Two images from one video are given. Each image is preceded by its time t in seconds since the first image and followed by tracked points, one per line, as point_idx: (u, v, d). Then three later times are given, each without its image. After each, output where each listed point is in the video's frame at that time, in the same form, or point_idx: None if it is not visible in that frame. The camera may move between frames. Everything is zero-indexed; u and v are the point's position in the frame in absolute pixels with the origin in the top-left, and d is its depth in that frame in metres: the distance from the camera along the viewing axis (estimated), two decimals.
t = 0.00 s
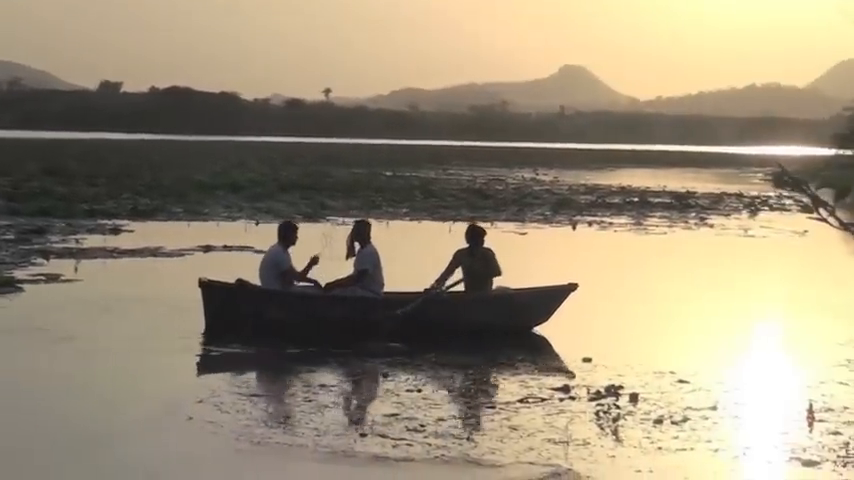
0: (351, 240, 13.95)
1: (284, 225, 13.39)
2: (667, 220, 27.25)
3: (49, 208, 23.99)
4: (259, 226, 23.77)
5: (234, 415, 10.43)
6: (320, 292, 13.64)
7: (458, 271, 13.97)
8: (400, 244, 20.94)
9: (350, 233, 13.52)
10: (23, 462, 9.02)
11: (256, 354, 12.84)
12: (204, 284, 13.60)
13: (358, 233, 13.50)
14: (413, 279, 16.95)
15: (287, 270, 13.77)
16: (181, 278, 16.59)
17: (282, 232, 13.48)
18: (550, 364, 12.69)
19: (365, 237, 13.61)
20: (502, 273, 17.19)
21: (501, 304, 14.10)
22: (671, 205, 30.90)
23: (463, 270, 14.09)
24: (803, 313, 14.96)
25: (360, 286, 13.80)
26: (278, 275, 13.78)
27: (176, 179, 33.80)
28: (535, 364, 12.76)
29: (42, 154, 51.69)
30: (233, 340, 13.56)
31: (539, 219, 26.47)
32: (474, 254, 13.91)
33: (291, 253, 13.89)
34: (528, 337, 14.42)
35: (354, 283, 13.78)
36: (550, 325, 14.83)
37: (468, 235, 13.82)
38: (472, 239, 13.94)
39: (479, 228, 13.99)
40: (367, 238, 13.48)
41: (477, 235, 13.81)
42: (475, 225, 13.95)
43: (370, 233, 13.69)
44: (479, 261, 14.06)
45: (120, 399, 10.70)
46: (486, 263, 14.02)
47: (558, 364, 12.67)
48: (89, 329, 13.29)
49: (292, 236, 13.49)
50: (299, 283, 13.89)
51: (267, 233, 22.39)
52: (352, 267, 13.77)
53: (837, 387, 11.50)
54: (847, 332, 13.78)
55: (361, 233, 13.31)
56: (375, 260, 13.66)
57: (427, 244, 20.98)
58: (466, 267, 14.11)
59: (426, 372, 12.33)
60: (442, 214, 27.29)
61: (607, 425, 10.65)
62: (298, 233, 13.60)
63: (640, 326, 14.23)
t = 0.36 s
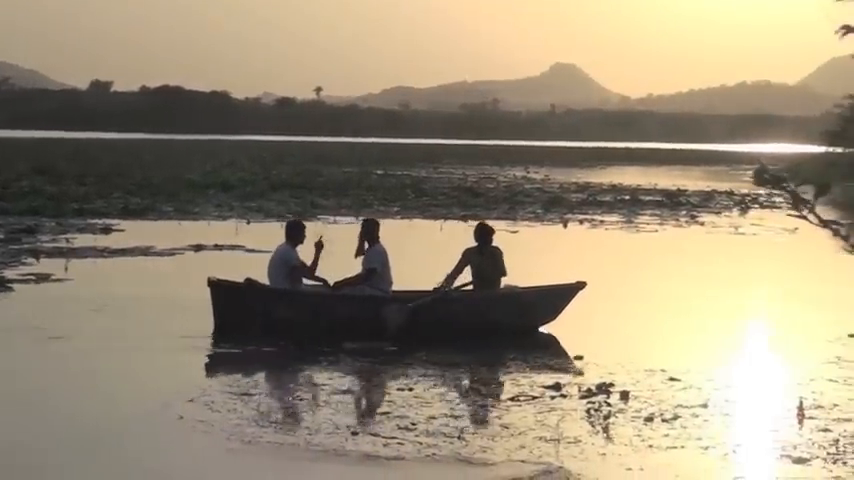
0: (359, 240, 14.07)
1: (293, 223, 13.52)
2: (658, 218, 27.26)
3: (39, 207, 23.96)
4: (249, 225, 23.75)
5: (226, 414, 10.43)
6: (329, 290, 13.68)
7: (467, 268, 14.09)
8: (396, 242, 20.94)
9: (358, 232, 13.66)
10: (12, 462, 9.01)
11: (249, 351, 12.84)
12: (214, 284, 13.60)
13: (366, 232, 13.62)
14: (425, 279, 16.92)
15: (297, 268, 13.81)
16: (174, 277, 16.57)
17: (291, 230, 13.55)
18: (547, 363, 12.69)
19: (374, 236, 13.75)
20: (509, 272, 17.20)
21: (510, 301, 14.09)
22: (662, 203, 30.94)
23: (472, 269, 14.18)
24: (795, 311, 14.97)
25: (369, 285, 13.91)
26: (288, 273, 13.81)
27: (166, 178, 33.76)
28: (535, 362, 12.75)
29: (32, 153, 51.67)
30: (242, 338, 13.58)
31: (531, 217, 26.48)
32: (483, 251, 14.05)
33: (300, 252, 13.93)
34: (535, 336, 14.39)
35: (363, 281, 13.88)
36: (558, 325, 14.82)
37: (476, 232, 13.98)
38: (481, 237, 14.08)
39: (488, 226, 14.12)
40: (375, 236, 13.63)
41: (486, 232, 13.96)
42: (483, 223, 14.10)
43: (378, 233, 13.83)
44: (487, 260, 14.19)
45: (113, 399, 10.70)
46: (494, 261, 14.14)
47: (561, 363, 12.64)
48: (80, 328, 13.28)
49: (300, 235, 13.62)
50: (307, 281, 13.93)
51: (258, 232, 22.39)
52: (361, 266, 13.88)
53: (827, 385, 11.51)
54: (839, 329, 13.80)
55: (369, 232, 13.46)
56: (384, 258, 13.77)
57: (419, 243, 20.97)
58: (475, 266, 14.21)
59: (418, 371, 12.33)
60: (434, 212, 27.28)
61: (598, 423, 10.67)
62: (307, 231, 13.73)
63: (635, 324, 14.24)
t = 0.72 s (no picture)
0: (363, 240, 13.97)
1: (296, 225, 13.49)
2: (641, 218, 27.31)
3: (21, 209, 23.94)
4: (232, 226, 23.74)
5: (209, 416, 10.43)
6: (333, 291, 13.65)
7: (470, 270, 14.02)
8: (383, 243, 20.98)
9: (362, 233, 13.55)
10: None
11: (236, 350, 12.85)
12: (218, 285, 13.68)
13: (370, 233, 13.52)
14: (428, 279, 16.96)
15: (299, 270, 13.79)
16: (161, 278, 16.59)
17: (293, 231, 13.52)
18: (538, 364, 12.70)
19: (378, 237, 13.64)
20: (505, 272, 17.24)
21: (512, 303, 14.02)
22: (645, 202, 31.01)
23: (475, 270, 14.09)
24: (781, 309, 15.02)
25: (372, 286, 13.82)
26: (290, 274, 13.79)
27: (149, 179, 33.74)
28: (529, 363, 12.76)
29: (10, 155, 51.52)
30: (248, 340, 13.62)
31: (515, 217, 26.52)
32: (485, 253, 13.96)
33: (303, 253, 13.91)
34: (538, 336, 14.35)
35: (367, 282, 13.79)
36: (560, 325, 14.81)
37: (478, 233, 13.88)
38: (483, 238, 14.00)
39: (489, 227, 14.03)
40: (379, 238, 13.52)
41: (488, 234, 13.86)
42: (483, 224, 14.02)
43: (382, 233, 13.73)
44: (489, 262, 14.10)
45: (96, 401, 10.69)
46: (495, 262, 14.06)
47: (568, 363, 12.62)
48: (63, 330, 13.26)
49: (303, 237, 13.56)
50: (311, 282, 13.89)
51: (242, 233, 22.41)
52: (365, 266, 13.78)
53: (810, 384, 11.54)
54: (823, 329, 13.83)
55: (373, 234, 13.34)
56: (388, 259, 13.68)
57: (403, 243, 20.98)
58: (477, 268, 14.12)
59: (403, 371, 12.32)
60: (417, 213, 27.29)
61: (582, 422, 10.69)
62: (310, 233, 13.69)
63: (626, 325, 14.25)
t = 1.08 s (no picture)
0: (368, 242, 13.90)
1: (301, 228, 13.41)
2: (629, 220, 27.36)
3: (8, 211, 23.92)
4: (221, 228, 23.73)
5: (197, 418, 10.41)
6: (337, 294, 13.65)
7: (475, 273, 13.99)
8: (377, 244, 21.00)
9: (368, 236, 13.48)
10: None
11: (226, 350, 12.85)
12: (223, 287, 13.74)
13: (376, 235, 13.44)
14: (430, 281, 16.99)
15: (303, 274, 13.73)
16: (153, 279, 16.61)
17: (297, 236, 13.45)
18: (533, 366, 12.73)
19: (383, 240, 13.57)
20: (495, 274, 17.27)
21: (518, 306, 14.05)
22: (634, 204, 31.04)
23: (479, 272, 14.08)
24: (767, 310, 15.08)
25: (377, 289, 13.76)
26: (294, 278, 13.74)
27: (137, 181, 33.75)
28: (525, 365, 12.78)
29: None
30: (253, 342, 13.68)
31: (503, 219, 26.53)
32: (488, 257, 13.89)
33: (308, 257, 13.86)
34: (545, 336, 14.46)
35: (371, 285, 13.74)
36: (565, 327, 14.85)
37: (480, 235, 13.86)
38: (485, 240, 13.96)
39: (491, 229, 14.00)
40: (385, 240, 13.46)
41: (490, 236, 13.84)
42: (486, 226, 14.00)
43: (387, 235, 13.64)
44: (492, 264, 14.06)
45: (84, 404, 10.68)
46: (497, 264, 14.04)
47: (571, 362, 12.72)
48: (51, 332, 13.25)
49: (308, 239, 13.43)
50: (316, 285, 13.85)
51: (232, 235, 22.43)
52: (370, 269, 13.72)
53: (797, 385, 11.56)
54: (810, 330, 13.86)
55: (379, 236, 13.28)
56: (394, 261, 13.60)
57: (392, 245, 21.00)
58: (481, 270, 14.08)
59: (391, 373, 12.33)
60: (406, 214, 27.30)
61: (570, 424, 10.71)
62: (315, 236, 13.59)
63: (620, 327, 14.27)
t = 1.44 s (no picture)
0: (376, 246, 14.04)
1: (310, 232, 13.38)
2: (619, 222, 27.41)
3: None
4: (210, 231, 23.73)
5: (186, 421, 10.41)
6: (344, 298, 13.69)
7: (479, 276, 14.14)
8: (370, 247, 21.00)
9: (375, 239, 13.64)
10: None
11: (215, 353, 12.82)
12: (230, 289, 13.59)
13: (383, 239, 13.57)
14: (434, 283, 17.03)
15: (310, 279, 13.69)
16: (145, 282, 16.59)
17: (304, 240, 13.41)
18: (528, 369, 12.73)
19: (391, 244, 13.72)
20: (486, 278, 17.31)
21: (521, 308, 14.12)
22: (623, 207, 31.06)
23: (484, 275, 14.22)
24: (756, 313, 15.10)
25: (385, 292, 13.88)
26: (301, 282, 13.70)
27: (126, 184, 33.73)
28: (520, 368, 12.78)
29: None
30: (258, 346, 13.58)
31: (492, 222, 26.54)
32: (491, 258, 14.06)
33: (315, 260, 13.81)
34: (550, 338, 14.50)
35: (378, 288, 13.85)
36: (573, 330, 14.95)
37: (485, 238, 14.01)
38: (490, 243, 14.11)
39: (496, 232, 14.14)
40: (392, 243, 13.61)
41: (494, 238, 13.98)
42: (492, 229, 14.16)
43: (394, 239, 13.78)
44: (497, 266, 14.21)
45: (72, 407, 10.66)
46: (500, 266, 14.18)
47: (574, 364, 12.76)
48: (40, 335, 13.24)
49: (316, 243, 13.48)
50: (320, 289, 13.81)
51: (222, 238, 22.42)
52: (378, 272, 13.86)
53: (785, 387, 11.58)
54: (799, 332, 13.89)
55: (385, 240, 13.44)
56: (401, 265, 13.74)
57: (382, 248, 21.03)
58: (485, 272, 14.24)
59: (380, 375, 12.33)
60: (396, 217, 27.32)
61: (559, 427, 10.72)
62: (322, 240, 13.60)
63: (613, 330, 14.30)
